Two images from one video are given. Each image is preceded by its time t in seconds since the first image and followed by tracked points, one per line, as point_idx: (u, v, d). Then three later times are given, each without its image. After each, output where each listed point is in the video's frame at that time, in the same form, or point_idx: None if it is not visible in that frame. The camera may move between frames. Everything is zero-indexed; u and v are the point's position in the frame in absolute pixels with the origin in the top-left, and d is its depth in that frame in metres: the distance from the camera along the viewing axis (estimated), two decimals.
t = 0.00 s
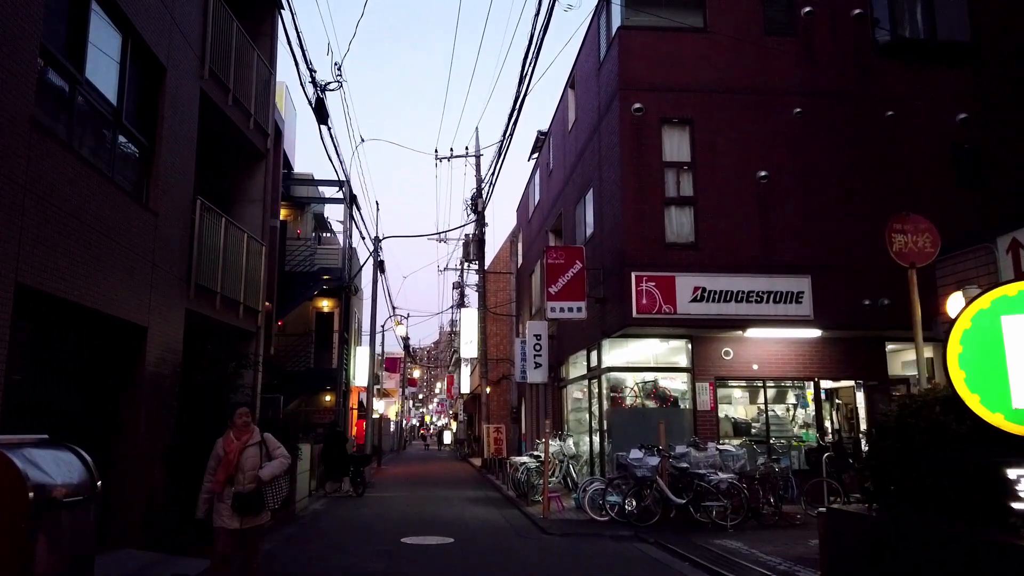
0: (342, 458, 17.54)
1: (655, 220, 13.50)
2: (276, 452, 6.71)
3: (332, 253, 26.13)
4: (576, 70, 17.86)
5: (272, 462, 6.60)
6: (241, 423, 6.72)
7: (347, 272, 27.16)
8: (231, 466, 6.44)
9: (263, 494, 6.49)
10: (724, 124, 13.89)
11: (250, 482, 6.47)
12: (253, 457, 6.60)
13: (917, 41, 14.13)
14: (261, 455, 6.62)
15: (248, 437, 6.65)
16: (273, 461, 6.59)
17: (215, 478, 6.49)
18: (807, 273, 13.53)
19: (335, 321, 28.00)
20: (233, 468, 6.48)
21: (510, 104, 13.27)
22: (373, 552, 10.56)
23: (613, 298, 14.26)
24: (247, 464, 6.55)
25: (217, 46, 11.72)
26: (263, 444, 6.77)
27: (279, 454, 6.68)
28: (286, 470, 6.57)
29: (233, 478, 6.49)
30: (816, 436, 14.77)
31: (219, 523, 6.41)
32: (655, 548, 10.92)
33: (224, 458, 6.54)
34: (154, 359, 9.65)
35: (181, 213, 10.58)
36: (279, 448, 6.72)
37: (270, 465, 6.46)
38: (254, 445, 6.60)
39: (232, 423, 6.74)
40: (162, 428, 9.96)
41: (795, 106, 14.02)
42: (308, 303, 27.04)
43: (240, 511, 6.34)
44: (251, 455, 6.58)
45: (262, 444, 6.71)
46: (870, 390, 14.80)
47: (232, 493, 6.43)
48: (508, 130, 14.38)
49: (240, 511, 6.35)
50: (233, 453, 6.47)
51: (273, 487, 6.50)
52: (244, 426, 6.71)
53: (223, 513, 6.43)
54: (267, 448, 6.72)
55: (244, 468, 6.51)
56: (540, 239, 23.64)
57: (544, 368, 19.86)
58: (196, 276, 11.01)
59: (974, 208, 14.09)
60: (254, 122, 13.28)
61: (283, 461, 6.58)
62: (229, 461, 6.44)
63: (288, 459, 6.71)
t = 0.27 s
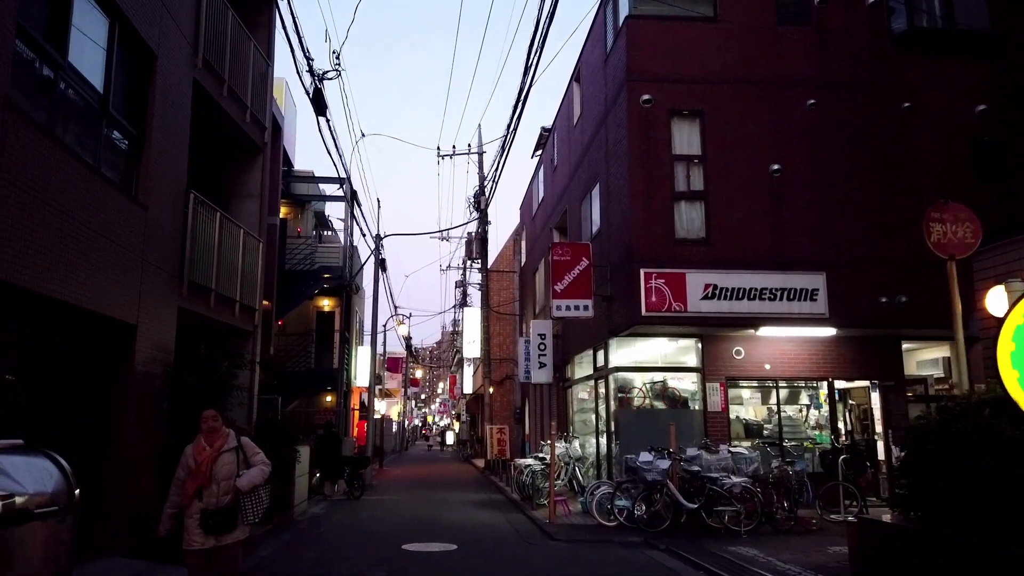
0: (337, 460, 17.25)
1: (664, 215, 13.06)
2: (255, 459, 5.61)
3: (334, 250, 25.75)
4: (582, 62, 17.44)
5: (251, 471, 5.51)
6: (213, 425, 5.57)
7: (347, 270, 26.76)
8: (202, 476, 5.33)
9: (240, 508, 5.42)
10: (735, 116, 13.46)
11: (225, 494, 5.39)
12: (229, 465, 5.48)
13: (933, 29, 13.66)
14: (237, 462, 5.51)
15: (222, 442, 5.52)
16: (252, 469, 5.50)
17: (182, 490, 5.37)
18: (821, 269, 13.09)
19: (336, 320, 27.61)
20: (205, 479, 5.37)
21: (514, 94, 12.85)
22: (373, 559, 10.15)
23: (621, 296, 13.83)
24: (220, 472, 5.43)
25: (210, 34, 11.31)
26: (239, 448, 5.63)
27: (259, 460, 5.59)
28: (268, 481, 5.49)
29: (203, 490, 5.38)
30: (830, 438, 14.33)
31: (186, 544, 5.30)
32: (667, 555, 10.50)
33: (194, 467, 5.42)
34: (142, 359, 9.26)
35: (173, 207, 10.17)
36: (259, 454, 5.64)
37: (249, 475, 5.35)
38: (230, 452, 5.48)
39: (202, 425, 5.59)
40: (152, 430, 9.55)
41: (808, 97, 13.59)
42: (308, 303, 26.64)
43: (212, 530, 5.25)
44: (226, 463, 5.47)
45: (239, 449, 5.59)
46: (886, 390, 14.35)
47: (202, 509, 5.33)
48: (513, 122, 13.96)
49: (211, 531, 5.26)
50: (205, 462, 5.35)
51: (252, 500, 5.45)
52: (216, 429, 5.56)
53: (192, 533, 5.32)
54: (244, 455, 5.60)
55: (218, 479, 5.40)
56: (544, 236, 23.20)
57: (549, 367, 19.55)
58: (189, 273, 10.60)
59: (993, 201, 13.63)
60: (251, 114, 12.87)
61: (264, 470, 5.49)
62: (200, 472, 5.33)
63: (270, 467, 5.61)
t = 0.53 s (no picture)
0: (335, 460, 17.00)
1: (675, 205, 12.62)
2: (233, 465, 4.94)
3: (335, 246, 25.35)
4: (588, 51, 17.02)
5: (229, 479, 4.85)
6: (186, 425, 4.91)
7: (349, 267, 26.35)
8: (172, 484, 4.66)
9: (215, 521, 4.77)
10: (748, 103, 13.02)
11: (199, 505, 4.72)
12: (203, 472, 4.82)
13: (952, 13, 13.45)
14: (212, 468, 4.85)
15: (197, 445, 4.85)
16: (231, 477, 4.83)
17: (148, 500, 4.69)
18: (838, 262, 12.63)
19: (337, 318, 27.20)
20: (176, 489, 4.69)
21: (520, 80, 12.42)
22: (372, 562, 9.71)
23: (630, 289, 13.39)
24: (193, 480, 4.74)
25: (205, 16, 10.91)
26: (216, 453, 4.99)
27: (239, 467, 4.92)
28: (249, 491, 4.81)
29: (173, 501, 4.69)
30: (846, 436, 13.87)
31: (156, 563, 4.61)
32: (679, 557, 10.07)
33: (161, 474, 4.75)
34: (131, 352, 8.84)
35: (165, 195, 9.76)
36: (238, 459, 4.98)
37: (227, 484, 4.68)
38: (205, 457, 4.82)
39: (173, 424, 4.92)
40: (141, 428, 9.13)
41: (824, 84, 13.14)
42: (309, 300, 26.23)
43: (184, 547, 4.58)
44: (199, 469, 4.79)
45: (215, 453, 4.93)
46: (904, 387, 13.87)
47: (173, 523, 4.66)
48: (518, 111, 13.53)
49: (183, 549, 4.58)
50: (175, 468, 4.68)
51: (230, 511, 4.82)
52: (189, 431, 4.88)
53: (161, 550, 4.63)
54: (222, 460, 4.95)
55: (190, 488, 4.73)
56: (549, 232, 22.76)
57: (554, 365, 19.13)
58: (182, 264, 10.19)
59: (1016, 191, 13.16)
60: (248, 102, 12.44)
61: (245, 478, 4.82)
62: (169, 479, 4.65)
63: (251, 475, 4.94)
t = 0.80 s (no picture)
0: (330, 463, 16.65)
1: (684, 199, 12.19)
2: (200, 467, 4.47)
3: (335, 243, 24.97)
4: (594, 42, 16.60)
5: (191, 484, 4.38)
6: (145, 420, 4.45)
7: (349, 265, 25.96)
8: (121, 487, 4.22)
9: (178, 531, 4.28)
10: (760, 93, 12.58)
11: (155, 513, 4.28)
12: (160, 475, 4.36)
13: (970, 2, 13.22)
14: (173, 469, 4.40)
15: (154, 443, 4.39)
16: (193, 482, 4.36)
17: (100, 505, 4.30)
18: (852, 257, 12.19)
19: (338, 317, 26.82)
20: (129, 493, 4.27)
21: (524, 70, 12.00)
22: (369, 570, 9.29)
23: (637, 287, 12.97)
24: (149, 483, 4.31)
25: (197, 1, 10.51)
26: (180, 453, 4.51)
27: (205, 472, 4.46)
28: (213, 500, 4.33)
29: (127, 506, 4.27)
30: (861, 438, 13.43)
31: None
32: (691, 565, 9.66)
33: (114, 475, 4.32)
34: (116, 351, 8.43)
35: (154, 188, 9.37)
36: (204, 460, 4.50)
37: (186, 493, 4.20)
38: (162, 457, 4.36)
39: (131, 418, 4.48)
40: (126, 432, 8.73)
41: (838, 73, 12.71)
42: (309, 299, 25.85)
43: (133, 562, 4.11)
44: (155, 471, 4.34)
45: (179, 452, 4.48)
46: (920, 387, 13.48)
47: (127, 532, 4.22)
48: (522, 102, 13.11)
49: (132, 563, 4.12)
50: (124, 469, 4.23)
51: (192, 521, 4.30)
52: (149, 427, 4.43)
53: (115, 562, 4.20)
54: (185, 462, 4.46)
55: (145, 495, 4.30)
56: (552, 229, 22.35)
57: (557, 365, 18.76)
58: (172, 259, 9.79)
59: None
60: (242, 92, 12.04)
61: (209, 487, 4.35)
62: (118, 483, 4.22)
63: (219, 481, 4.47)
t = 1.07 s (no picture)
0: (323, 462, 16.20)
1: (694, 191, 11.74)
2: (129, 492, 3.44)
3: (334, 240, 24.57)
4: (598, 32, 16.17)
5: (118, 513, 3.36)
6: (55, 430, 3.48)
7: (349, 263, 25.54)
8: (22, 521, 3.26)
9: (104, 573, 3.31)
10: (772, 81, 12.14)
11: (69, 554, 3.28)
12: (77, 503, 3.38)
13: None
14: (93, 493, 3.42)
15: (67, 463, 3.40)
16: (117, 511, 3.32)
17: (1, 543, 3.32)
18: (868, 250, 11.75)
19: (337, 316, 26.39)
20: (34, 527, 3.30)
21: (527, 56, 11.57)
22: None
23: (645, 282, 12.53)
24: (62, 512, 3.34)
25: None
26: (104, 472, 3.50)
27: (135, 496, 3.43)
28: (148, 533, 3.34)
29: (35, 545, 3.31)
30: (876, 438, 12.97)
31: None
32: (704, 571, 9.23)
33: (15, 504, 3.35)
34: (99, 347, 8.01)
35: (140, 176, 8.95)
36: (134, 482, 3.46)
37: (104, 524, 3.20)
38: (75, 481, 3.38)
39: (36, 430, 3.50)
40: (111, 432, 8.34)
41: (852, 60, 12.26)
42: (308, 297, 25.44)
43: None
44: (69, 498, 3.37)
45: (100, 473, 3.46)
46: (937, 385, 13.02)
47: None
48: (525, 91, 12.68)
49: None
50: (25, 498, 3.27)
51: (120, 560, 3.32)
52: (61, 439, 3.46)
53: None
54: (110, 485, 3.45)
55: (56, 530, 3.32)
56: (555, 225, 21.92)
57: (561, 363, 18.40)
58: (160, 252, 9.38)
59: None
60: (235, 80, 11.61)
61: (138, 516, 3.33)
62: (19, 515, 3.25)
63: (155, 506, 3.46)
